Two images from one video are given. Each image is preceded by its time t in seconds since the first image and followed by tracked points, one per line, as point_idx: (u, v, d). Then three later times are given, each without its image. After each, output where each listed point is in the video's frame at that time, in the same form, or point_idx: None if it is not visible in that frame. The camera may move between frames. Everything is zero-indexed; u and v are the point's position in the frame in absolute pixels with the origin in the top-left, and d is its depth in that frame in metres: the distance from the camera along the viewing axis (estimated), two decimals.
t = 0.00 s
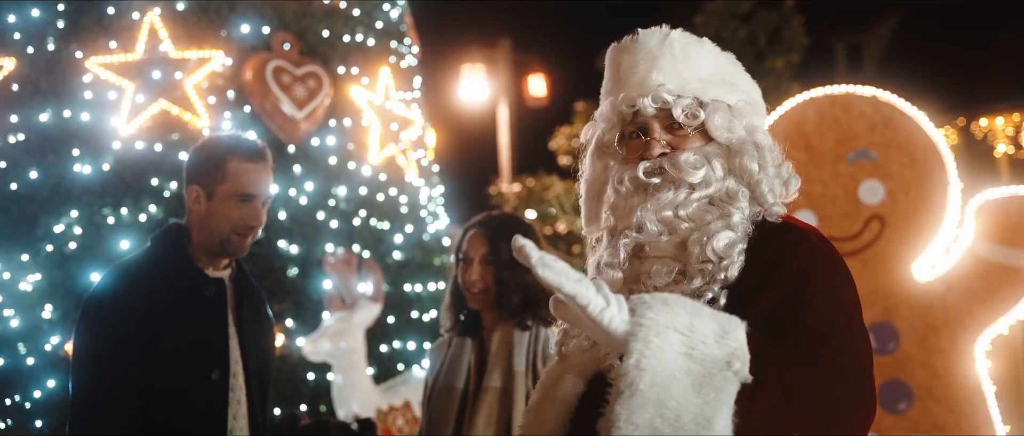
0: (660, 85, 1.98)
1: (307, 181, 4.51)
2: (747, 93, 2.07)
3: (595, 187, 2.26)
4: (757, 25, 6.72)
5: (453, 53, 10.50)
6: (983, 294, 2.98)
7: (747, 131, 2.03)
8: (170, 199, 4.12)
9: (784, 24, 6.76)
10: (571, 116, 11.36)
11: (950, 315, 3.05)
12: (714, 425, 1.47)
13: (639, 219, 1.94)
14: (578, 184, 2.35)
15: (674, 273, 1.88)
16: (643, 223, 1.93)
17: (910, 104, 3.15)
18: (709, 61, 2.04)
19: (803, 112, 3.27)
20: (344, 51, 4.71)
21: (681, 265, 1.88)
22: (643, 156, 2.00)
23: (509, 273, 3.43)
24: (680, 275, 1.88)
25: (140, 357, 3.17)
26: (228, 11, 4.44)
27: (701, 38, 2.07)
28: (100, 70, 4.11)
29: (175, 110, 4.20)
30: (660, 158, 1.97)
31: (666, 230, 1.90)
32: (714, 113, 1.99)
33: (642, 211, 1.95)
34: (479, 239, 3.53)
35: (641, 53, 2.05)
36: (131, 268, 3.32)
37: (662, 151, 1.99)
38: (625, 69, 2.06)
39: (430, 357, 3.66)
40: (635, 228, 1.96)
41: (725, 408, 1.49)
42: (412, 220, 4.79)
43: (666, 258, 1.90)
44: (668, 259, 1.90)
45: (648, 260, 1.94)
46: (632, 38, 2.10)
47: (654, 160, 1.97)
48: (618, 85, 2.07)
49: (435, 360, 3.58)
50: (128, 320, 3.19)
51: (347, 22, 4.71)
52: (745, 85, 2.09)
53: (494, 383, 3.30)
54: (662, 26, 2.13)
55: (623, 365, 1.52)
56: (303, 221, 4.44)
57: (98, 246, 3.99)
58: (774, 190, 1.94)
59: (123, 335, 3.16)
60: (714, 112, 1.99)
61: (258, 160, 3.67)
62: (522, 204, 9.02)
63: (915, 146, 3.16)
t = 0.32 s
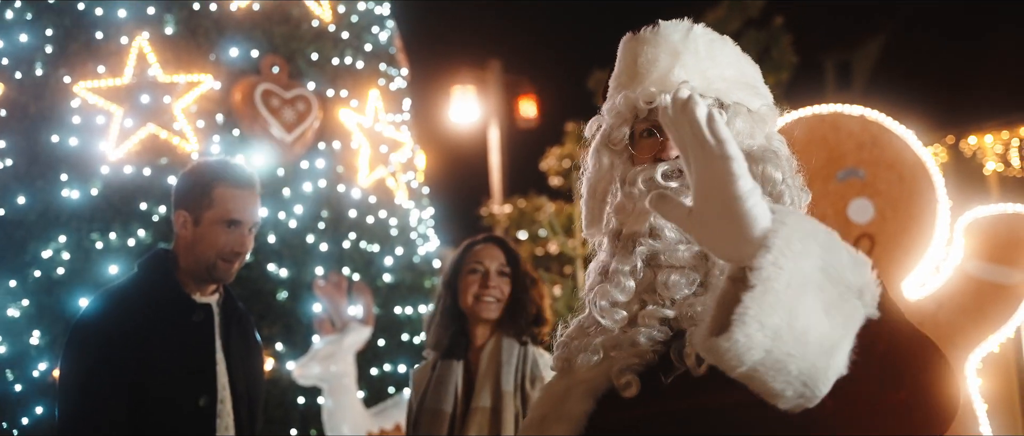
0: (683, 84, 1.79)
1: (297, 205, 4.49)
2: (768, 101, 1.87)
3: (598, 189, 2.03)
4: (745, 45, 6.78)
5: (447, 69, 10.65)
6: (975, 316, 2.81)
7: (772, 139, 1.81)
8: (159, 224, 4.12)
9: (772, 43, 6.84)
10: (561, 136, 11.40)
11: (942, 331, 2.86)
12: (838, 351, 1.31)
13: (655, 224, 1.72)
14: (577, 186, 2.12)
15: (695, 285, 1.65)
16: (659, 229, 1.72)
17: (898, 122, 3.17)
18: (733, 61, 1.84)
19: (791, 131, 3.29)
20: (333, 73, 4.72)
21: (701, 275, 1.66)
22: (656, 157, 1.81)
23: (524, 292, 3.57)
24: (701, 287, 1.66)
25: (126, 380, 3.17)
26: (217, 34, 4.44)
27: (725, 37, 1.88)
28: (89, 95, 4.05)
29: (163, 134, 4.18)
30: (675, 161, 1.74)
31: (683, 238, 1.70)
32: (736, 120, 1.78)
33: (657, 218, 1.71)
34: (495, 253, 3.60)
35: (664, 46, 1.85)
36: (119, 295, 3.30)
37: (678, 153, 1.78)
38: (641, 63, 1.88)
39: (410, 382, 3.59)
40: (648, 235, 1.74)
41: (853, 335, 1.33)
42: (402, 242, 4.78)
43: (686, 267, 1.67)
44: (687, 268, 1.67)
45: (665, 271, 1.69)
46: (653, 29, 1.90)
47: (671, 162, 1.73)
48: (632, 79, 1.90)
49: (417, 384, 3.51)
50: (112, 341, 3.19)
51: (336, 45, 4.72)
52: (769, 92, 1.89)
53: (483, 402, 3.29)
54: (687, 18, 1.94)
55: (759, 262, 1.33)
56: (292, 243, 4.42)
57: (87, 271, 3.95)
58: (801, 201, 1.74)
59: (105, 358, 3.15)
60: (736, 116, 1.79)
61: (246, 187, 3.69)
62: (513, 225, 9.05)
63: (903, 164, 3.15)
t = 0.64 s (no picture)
0: (658, 87, 1.98)
1: (259, 233, 4.46)
2: (741, 107, 2.10)
3: (559, 199, 2.21)
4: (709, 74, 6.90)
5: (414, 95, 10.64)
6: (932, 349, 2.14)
7: (745, 148, 2.04)
8: (119, 252, 4.02)
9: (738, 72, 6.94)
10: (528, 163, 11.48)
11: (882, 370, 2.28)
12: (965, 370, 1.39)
13: (630, 240, 1.87)
14: (540, 192, 2.29)
15: (678, 307, 1.78)
16: (632, 244, 1.87)
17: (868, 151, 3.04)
18: (704, 64, 2.06)
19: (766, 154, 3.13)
20: (297, 102, 4.71)
21: (684, 295, 1.80)
22: (627, 163, 2.01)
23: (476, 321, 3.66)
24: (684, 309, 1.78)
25: (81, 409, 3.15)
26: (180, 63, 4.40)
27: (696, 38, 2.10)
28: (48, 122, 4.02)
29: (124, 163, 4.16)
30: (649, 169, 1.95)
31: (661, 255, 1.84)
32: (710, 124, 1.99)
33: (629, 232, 1.88)
34: (438, 283, 3.70)
35: (636, 48, 2.05)
36: (74, 320, 3.33)
37: (652, 162, 1.98)
38: (616, 62, 2.05)
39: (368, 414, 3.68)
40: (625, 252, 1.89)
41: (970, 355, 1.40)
42: (366, 271, 4.76)
43: (669, 287, 1.81)
44: (667, 289, 1.80)
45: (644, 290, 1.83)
46: (627, 29, 2.09)
47: (645, 172, 1.95)
48: (605, 81, 2.06)
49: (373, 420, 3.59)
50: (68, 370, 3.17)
51: (300, 73, 4.68)
52: (739, 93, 2.11)
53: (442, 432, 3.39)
54: (656, 19, 2.14)
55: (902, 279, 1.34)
56: (255, 273, 4.37)
57: (44, 302, 3.85)
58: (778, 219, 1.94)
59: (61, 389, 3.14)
60: (711, 121, 2.00)
61: (218, 229, 3.72)
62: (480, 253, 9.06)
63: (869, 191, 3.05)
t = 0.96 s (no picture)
0: (630, 89, 2.04)
1: (218, 249, 4.43)
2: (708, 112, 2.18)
3: (517, 204, 2.24)
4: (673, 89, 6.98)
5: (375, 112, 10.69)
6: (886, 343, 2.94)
7: (716, 157, 2.12)
8: (76, 270, 3.98)
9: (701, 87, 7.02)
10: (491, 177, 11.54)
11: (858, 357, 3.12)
12: None
13: (602, 254, 1.94)
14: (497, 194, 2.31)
15: (651, 324, 1.88)
16: (601, 256, 1.94)
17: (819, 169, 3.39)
18: (673, 67, 2.11)
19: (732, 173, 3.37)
20: (256, 118, 4.65)
21: (656, 313, 1.90)
22: (592, 168, 2.06)
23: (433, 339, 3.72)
24: (656, 323, 1.89)
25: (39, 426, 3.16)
26: (138, 79, 4.33)
27: (665, 39, 2.15)
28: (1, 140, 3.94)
29: (81, 179, 4.07)
30: (619, 176, 2.02)
31: (632, 270, 1.93)
32: (679, 129, 2.07)
33: (597, 244, 1.96)
34: (395, 300, 3.76)
35: (605, 46, 2.09)
36: (29, 340, 3.28)
37: (620, 167, 2.04)
38: (586, 60, 2.09)
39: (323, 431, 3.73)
40: (593, 264, 1.95)
41: None
42: (327, 287, 4.77)
43: (642, 306, 1.90)
44: (639, 308, 1.89)
45: (615, 308, 1.91)
46: (594, 27, 2.14)
47: (613, 179, 2.02)
48: (575, 79, 2.09)
49: None
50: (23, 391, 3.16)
51: (259, 89, 4.64)
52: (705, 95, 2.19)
53: None
54: (623, 15, 2.19)
55: None
56: (214, 290, 4.34)
57: None
58: (743, 229, 2.06)
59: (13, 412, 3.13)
60: (678, 127, 2.07)
61: (182, 263, 3.68)
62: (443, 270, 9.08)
63: (821, 209, 3.41)
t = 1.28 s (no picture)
0: (630, 79, 2.06)
1: (212, 253, 4.42)
2: (705, 107, 2.21)
3: (508, 198, 2.22)
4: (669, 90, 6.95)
5: (369, 115, 10.69)
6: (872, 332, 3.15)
7: (715, 156, 2.13)
8: (68, 273, 3.97)
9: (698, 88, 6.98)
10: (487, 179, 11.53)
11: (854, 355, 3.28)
12: None
13: (603, 254, 1.93)
14: (487, 187, 2.31)
15: (652, 328, 1.88)
16: (600, 255, 1.94)
17: (812, 168, 3.42)
18: (673, 63, 2.15)
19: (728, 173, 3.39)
20: (250, 120, 4.65)
21: (657, 317, 1.90)
22: (588, 160, 2.08)
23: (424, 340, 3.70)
24: (656, 327, 1.89)
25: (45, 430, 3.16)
26: (130, 81, 4.31)
27: (665, 33, 2.19)
28: None
29: (73, 182, 4.06)
30: (617, 169, 2.03)
31: (631, 272, 1.92)
32: (677, 123, 2.09)
33: (595, 242, 1.95)
34: (386, 308, 3.73)
35: (604, 36, 2.13)
36: (22, 342, 3.29)
37: (618, 161, 2.06)
38: (586, 49, 2.12)
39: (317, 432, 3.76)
40: (592, 263, 1.95)
41: None
42: (321, 290, 4.76)
43: (642, 309, 1.90)
44: (639, 311, 1.89)
45: (616, 312, 1.91)
46: (594, 15, 2.18)
47: (613, 173, 2.02)
48: (574, 69, 2.11)
49: None
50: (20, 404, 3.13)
51: (251, 92, 4.63)
52: (703, 90, 2.21)
53: None
54: (623, 5, 2.24)
55: None
56: (207, 293, 4.34)
57: None
58: (741, 229, 2.06)
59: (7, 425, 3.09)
60: (677, 121, 2.09)
61: (176, 280, 3.55)
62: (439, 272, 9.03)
63: (815, 208, 3.42)
